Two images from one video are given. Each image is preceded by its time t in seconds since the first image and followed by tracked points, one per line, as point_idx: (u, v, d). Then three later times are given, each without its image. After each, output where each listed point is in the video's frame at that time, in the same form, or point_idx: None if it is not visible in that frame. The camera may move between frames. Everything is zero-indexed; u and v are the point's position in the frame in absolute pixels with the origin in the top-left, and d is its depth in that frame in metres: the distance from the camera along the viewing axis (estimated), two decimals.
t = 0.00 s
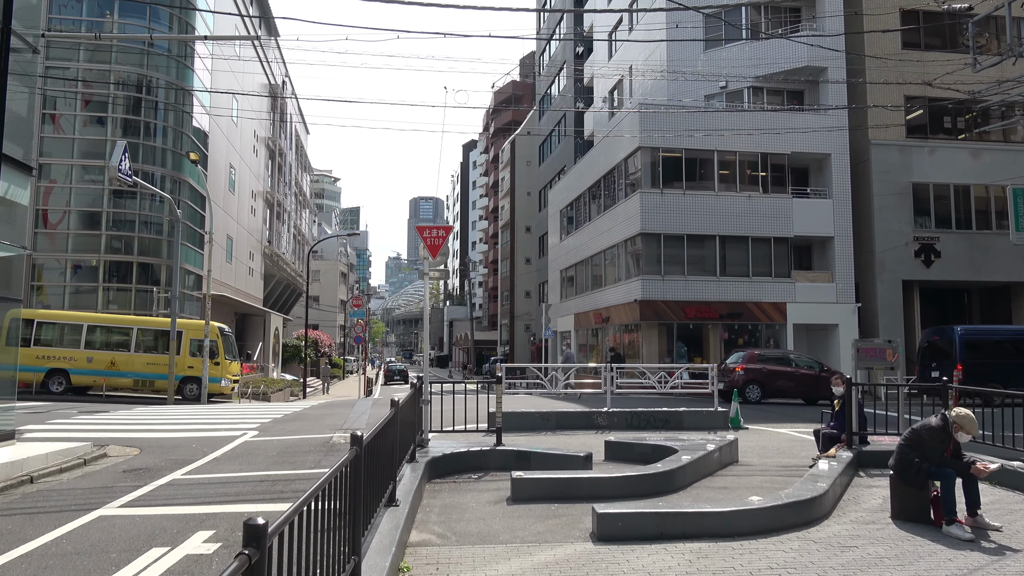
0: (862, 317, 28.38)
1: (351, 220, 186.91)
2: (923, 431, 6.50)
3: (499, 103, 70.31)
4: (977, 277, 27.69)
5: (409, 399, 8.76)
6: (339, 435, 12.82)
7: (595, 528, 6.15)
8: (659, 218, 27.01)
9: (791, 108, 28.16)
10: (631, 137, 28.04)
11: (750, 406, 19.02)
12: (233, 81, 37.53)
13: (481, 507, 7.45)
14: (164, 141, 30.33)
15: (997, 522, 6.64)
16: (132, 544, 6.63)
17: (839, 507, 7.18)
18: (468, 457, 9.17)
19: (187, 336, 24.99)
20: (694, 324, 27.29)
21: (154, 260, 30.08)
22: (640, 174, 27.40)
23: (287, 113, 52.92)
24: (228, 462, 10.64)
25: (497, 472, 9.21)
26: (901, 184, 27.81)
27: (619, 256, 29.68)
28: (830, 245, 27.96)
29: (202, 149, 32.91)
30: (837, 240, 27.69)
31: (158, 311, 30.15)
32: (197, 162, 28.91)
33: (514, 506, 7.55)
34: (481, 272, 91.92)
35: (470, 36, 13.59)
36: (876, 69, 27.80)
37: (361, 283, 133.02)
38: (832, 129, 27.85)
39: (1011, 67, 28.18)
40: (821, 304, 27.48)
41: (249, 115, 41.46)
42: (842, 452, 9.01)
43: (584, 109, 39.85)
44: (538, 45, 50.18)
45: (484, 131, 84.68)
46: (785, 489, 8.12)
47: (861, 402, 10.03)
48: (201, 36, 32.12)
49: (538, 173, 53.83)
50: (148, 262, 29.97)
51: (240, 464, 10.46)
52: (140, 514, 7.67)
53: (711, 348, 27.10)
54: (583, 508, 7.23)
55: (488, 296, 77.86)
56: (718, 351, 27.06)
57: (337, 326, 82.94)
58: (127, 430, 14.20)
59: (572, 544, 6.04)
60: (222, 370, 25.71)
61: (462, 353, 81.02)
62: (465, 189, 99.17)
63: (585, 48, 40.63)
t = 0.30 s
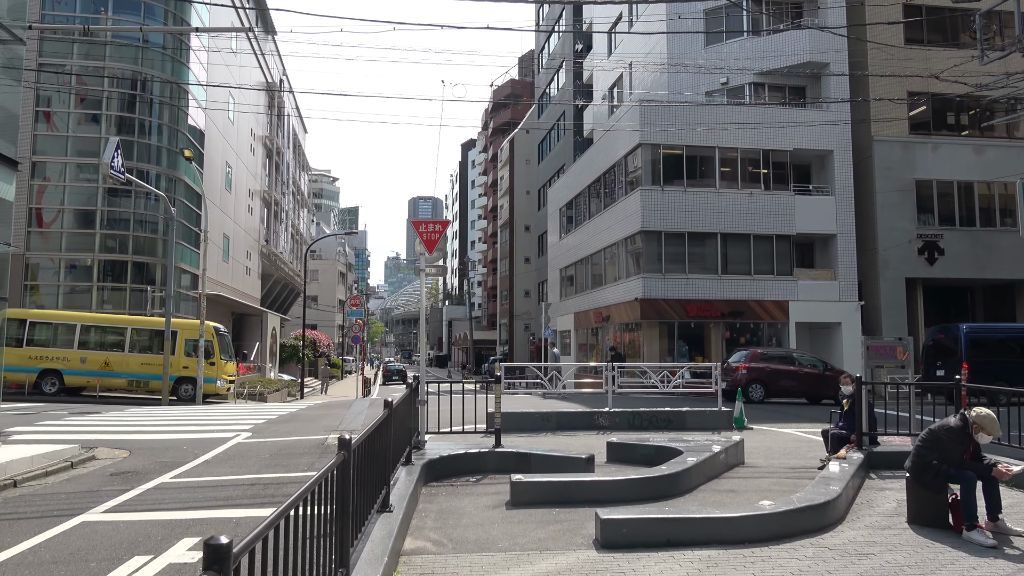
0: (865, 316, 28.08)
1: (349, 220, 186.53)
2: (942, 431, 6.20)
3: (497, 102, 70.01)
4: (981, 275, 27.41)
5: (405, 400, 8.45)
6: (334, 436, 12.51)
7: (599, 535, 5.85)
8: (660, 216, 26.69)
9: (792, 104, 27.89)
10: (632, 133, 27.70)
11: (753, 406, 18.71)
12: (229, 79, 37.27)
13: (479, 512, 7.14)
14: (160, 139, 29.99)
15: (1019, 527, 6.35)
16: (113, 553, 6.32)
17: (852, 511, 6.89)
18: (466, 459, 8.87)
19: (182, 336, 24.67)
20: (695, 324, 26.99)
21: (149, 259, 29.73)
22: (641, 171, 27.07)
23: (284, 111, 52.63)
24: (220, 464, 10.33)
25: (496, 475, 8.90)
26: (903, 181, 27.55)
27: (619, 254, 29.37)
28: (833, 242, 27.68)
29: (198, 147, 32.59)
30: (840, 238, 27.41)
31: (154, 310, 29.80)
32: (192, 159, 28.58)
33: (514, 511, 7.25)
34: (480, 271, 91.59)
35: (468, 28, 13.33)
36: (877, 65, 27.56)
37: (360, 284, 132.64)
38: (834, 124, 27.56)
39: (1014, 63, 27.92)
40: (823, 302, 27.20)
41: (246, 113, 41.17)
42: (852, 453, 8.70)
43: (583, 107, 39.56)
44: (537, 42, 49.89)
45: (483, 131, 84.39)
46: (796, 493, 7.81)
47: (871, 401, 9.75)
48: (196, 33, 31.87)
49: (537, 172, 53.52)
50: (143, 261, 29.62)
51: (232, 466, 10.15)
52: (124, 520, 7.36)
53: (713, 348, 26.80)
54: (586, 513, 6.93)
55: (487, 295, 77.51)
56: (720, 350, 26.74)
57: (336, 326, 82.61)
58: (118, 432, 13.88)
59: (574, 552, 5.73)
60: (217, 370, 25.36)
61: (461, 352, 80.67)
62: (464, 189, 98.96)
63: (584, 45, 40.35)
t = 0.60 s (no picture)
0: (867, 316, 27.80)
1: (347, 220, 186.24)
2: (960, 439, 5.94)
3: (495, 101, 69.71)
4: (983, 275, 27.15)
5: (400, 406, 8.14)
6: (327, 441, 12.20)
7: (602, 550, 5.56)
8: (660, 215, 26.40)
9: (793, 102, 27.65)
10: (631, 131, 27.33)
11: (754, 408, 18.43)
12: (225, 79, 37.00)
13: (476, 523, 6.85)
14: (154, 137, 29.62)
15: None
16: (91, 567, 6.01)
17: (865, 522, 6.60)
18: (463, 466, 8.59)
19: (176, 337, 24.33)
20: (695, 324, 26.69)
21: (143, 259, 29.34)
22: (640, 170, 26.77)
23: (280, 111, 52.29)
24: (209, 470, 10.02)
25: (494, 483, 8.60)
26: (905, 180, 27.32)
27: (618, 254, 29.08)
28: (834, 242, 27.42)
29: (193, 147, 32.24)
30: (841, 237, 27.17)
31: (148, 311, 29.45)
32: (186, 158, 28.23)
33: (513, 521, 6.95)
34: (478, 272, 91.35)
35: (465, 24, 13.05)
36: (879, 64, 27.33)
37: (357, 284, 132.16)
38: (835, 123, 27.29)
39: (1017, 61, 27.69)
40: (825, 302, 26.93)
41: (242, 112, 40.88)
42: (862, 459, 8.42)
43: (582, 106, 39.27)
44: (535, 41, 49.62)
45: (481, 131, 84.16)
46: (805, 501, 7.54)
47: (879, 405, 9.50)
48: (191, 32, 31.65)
49: (535, 172, 53.26)
50: (137, 262, 29.24)
51: (221, 473, 9.84)
52: (105, 531, 7.05)
53: (713, 348, 26.50)
54: (588, 524, 6.63)
55: (485, 296, 77.17)
56: (721, 351, 26.44)
57: (333, 327, 82.21)
58: (106, 436, 13.55)
59: (576, 567, 5.44)
60: (211, 372, 25.02)
61: (459, 353, 80.32)
62: (462, 189, 98.72)
63: (583, 43, 40.07)
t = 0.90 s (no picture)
0: (869, 316, 27.54)
1: (345, 219, 185.84)
2: (983, 441, 5.69)
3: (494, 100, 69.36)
4: (986, 275, 26.89)
5: (395, 405, 7.82)
6: (321, 442, 11.88)
7: (607, 559, 5.26)
8: (660, 213, 26.10)
9: (794, 100, 27.40)
10: (631, 128, 26.99)
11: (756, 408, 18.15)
12: (221, 74, 36.65)
13: (474, 529, 6.54)
14: (149, 133, 29.29)
15: None
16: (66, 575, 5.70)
17: (880, 529, 6.31)
18: (460, 468, 8.28)
19: (169, 335, 23.99)
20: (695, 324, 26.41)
21: (137, 256, 28.96)
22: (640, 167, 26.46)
23: (277, 107, 51.92)
24: (198, 472, 9.70)
25: (491, 486, 8.29)
26: (908, 179, 27.07)
27: (618, 252, 28.77)
28: (836, 241, 27.16)
29: (188, 143, 31.89)
30: (843, 236, 26.92)
31: (142, 309, 29.09)
32: (181, 154, 27.86)
33: (513, 527, 6.65)
34: (475, 271, 90.95)
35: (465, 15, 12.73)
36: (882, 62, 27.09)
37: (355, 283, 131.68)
38: (837, 121, 27.05)
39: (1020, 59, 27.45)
40: (826, 302, 26.65)
41: (237, 108, 40.53)
42: (874, 463, 8.11)
43: (581, 104, 38.97)
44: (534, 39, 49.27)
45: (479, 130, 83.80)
46: (816, 506, 7.23)
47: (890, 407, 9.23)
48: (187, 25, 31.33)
49: (534, 170, 52.93)
50: (131, 259, 28.85)
51: (209, 474, 9.51)
52: (84, 537, 6.72)
53: (713, 348, 26.22)
54: (592, 531, 6.33)
55: (483, 295, 76.82)
56: (722, 350, 26.16)
57: (330, 325, 81.82)
58: (94, 435, 13.20)
59: None
60: (205, 370, 24.67)
61: (456, 352, 80.00)
62: (460, 188, 98.42)
63: (583, 41, 39.74)
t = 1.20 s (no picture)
0: (870, 316, 27.29)
1: (342, 219, 185.53)
2: (1005, 450, 5.38)
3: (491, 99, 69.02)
4: (989, 274, 26.63)
5: (389, 411, 7.44)
6: (315, 447, 11.58)
7: None
8: (660, 212, 25.81)
9: (794, 98, 27.16)
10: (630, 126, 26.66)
11: (758, 410, 17.86)
12: (215, 73, 36.30)
13: (469, 542, 6.22)
14: (142, 132, 28.95)
15: None
16: None
17: (896, 542, 6.01)
18: (455, 476, 7.97)
19: (162, 336, 23.66)
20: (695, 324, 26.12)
21: (130, 257, 28.55)
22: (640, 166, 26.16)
23: (273, 107, 51.57)
24: (185, 479, 9.38)
25: (489, 494, 7.99)
26: (910, 178, 26.81)
27: (617, 252, 28.48)
28: (837, 240, 26.89)
29: (182, 143, 31.56)
30: (844, 235, 26.66)
31: (135, 310, 28.75)
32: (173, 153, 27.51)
33: (511, 540, 6.34)
34: (473, 272, 90.59)
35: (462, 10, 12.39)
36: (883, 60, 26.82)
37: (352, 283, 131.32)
38: (838, 120, 26.80)
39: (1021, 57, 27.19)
40: (827, 303, 26.39)
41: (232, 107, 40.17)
42: (886, 470, 7.84)
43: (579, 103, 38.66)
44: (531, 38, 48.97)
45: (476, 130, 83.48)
46: (827, 515, 6.93)
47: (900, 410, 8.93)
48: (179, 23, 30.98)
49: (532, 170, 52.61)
50: (124, 259, 28.47)
51: (197, 482, 9.19)
52: (61, 551, 6.41)
53: (714, 349, 25.94)
54: (594, 544, 6.02)
55: (480, 295, 76.51)
56: (722, 351, 25.88)
57: (327, 326, 81.47)
58: (82, 440, 12.87)
59: None
60: (198, 372, 24.35)
61: (454, 352, 79.72)
62: (458, 188, 98.12)
63: (581, 39, 39.42)
